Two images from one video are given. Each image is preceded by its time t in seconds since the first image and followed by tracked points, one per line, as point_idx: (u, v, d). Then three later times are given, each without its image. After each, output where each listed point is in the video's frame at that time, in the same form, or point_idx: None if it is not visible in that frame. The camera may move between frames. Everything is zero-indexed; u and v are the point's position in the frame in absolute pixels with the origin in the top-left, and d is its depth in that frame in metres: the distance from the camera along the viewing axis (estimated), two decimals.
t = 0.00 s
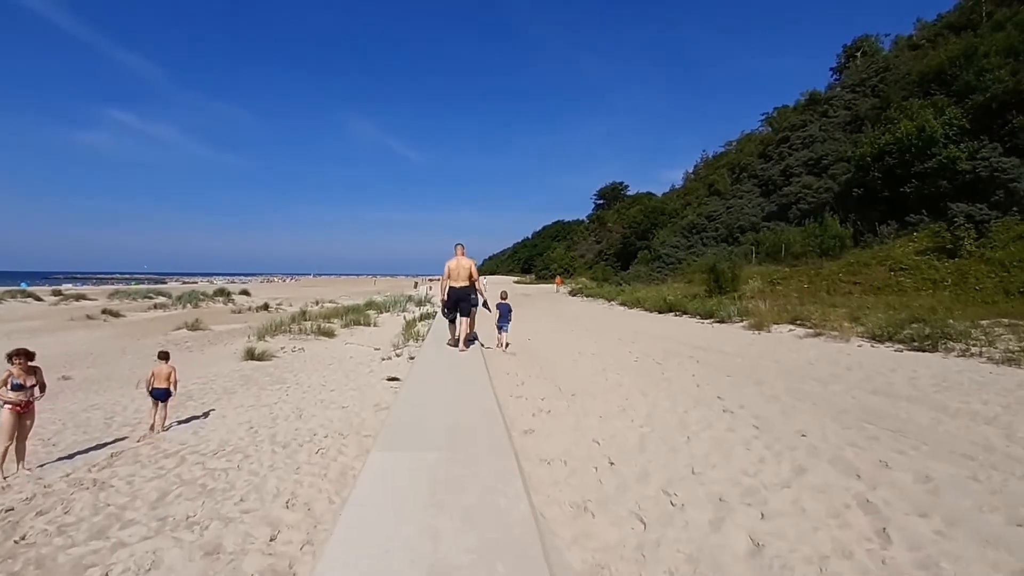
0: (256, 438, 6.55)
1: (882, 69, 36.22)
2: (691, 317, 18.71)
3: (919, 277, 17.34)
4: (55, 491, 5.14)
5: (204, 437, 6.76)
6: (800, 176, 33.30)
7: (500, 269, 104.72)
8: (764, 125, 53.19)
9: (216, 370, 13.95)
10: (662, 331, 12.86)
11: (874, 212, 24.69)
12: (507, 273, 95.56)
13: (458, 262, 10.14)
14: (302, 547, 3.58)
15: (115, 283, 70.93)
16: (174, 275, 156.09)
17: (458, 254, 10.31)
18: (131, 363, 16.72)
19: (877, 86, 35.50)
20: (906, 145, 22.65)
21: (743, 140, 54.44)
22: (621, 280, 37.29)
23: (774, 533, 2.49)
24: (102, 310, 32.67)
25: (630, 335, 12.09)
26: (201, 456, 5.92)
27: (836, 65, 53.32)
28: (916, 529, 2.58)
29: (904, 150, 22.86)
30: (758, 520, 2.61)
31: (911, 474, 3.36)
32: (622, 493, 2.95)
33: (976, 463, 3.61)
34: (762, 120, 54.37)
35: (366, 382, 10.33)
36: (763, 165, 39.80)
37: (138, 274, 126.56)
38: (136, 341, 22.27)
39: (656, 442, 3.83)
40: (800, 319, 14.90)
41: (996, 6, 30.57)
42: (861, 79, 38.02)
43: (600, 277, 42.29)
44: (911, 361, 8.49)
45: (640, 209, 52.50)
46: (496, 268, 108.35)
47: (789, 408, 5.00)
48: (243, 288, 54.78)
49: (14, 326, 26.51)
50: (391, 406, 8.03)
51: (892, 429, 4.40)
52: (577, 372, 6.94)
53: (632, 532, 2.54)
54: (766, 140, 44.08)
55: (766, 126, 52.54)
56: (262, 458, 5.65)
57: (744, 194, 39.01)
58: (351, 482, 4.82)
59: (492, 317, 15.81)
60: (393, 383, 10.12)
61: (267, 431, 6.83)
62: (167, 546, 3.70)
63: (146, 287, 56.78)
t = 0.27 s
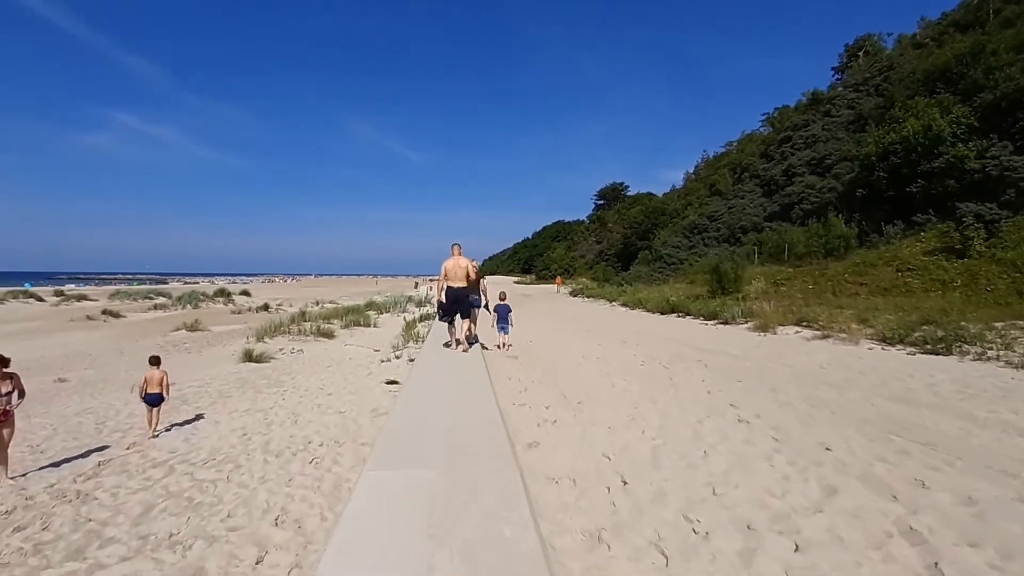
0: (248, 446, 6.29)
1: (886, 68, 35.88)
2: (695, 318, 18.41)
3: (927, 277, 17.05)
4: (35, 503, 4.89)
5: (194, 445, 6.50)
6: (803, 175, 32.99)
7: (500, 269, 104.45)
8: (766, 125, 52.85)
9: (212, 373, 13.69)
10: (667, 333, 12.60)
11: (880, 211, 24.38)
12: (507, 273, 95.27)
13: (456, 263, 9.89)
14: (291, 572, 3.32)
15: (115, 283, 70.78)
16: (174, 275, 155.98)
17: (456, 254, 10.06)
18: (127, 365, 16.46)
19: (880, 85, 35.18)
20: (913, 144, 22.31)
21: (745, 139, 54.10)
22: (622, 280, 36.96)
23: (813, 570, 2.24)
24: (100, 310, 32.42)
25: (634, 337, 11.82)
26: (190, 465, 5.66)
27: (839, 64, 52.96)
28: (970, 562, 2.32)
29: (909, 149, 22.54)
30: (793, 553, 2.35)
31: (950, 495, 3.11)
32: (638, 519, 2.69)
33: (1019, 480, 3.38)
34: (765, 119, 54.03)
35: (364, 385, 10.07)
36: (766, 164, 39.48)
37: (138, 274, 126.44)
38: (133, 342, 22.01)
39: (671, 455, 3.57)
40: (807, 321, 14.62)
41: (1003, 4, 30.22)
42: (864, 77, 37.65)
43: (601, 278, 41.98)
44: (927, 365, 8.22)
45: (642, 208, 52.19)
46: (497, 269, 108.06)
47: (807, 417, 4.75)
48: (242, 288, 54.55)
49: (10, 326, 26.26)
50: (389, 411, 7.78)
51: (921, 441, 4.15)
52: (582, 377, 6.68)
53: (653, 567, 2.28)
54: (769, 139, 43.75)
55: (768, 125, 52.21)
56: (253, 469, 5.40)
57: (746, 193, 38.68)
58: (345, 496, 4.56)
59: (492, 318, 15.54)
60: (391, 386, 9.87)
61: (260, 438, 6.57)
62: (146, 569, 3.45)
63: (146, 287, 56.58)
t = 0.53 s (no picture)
0: (237, 453, 6.02)
1: (888, 67, 35.66)
2: (697, 318, 18.15)
3: (932, 277, 16.81)
4: (7, 515, 4.61)
5: (180, 452, 6.22)
6: (804, 175, 32.77)
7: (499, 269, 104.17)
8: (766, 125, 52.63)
9: (205, 375, 13.39)
10: (670, 335, 12.34)
11: (883, 211, 24.15)
12: (506, 273, 94.97)
13: (453, 261, 9.61)
14: None
15: (112, 284, 70.34)
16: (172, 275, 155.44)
17: (453, 252, 9.79)
18: (119, 367, 16.14)
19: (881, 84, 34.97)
20: (916, 143, 22.05)
21: (745, 139, 53.87)
22: (623, 281, 36.66)
23: None
24: (95, 310, 32.04)
25: (637, 338, 11.56)
26: (175, 474, 5.38)
27: (839, 64, 52.74)
28: None
29: (913, 148, 22.29)
30: None
31: (993, 513, 2.86)
32: (656, 545, 2.44)
33: None
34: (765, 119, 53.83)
35: (360, 388, 9.80)
36: (766, 164, 39.25)
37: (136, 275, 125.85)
38: (127, 343, 21.68)
39: (685, 467, 3.32)
40: (811, 321, 14.37)
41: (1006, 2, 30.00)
42: (865, 76, 37.40)
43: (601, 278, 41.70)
44: (940, 367, 7.98)
45: (642, 208, 51.94)
46: (496, 269, 107.78)
47: (825, 424, 4.50)
48: (239, 289, 54.17)
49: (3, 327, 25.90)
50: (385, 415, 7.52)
51: (950, 451, 3.90)
52: (584, 380, 6.42)
53: None
54: (769, 139, 43.51)
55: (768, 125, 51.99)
56: (240, 478, 5.13)
57: (747, 193, 38.42)
58: (336, 507, 4.30)
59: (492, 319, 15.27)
60: (387, 389, 9.60)
61: (250, 445, 6.30)
62: None
63: (142, 288, 56.19)
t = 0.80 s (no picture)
0: (225, 466, 5.74)
1: (890, 67, 35.39)
2: (700, 321, 17.85)
3: (939, 278, 16.54)
4: None
5: (165, 465, 5.93)
6: (807, 176, 32.50)
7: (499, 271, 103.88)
8: (767, 126, 52.38)
9: (200, 380, 13.09)
10: (675, 338, 12.05)
11: (887, 212, 23.89)
12: (506, 275, 94.66)
13: (454, 265, 9.32)
14: None
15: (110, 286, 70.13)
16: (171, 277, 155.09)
17: (454, 256, 9.50)
18: (112, 372, 15.83)
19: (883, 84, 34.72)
20: (921, 143, 21.75)
21: (746, 140, 53.60)
22: (624, 282, 36.36)
23: None
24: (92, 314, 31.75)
25: (641, 342, 11.28)
26: (157, 490, 5.10)
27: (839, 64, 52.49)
28: None
29: (917, 148, 22.01)
30: None
31: None
32: None
33: None
34: (765, 120, 53.59)
35: (357, 394, 9.52)
36: (768, 165, 38.99)
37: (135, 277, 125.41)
38: (122, 347, 21.37)
39: (704, 489, 3.05)
40: (818, 324, 14.09)
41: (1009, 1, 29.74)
42: (867, 77, 37.11)
43: (602, 280, 41.43)
44: (958, 372, 7.70)
45: (642, 210, 51.67)
46: (496, 271, 107.48)
47: (849, 438, 4.22)
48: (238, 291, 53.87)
49: None
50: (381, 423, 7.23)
51: (986, 467, 3.63)
52: (589, 387, 6.13)
53: None
54: (770, 140, 43.25)
55: (769, 126, 51.74)
56: (226, 494, 4.85)
57: (749, 194, 38.15)
58: (326, 527, 4.02)
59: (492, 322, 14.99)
60: (385, 395, 9.31)
61: (239, 456, 6.01)
62: None
63: (141, 290, 55.84)
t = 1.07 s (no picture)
0: (214, 474, 5.47)
1: (893, 65, 35.08)
2: (704, 321, 17.58)
3: (947, 278, 16.27)
4: None
5: (152, 473, 5.68)
6: (810, 175, 32.22)
7: (499, 272, 103.63)
8: (769, 125, 52.08)
9: (195, 382, 12.82)
10: (680, 339, 11.79)
11: (892, 211, 23.61)
12: (506, 275, 94.37)
13: (455, 263, 9.09)
14: None
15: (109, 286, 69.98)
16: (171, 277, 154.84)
17: (456, 255, 9.28)
18: (107, 373, 15.56)
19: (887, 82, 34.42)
20: (927, 141, 21.46)
21: (747, 139, 53.30)
22: (625, 282, 36.08)
23: None
24: (89, 314, 31.52)
25: (646, 343, 11.01)
26: (141, 501, 4.84)
27: (841, 63, 52.20)
28: None
29: (923, 146, 21.74)
30: None
31: None
32: None
33: None
34: (767, 119, 53.30)
35: (354, 397, 9.27)
36: (770, 164, 38.72)
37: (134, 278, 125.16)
38: (118, 348, 21.10)
39: (728, 508, 2.79)
40: (825, 325, 13.83)
41: None
42: (870, 75, 36.80)
43: (603, 281, 41.17)
44: (975, 374, 7.44)
45: (643, 209, 51.41)
46: (496, 271, 107.22)
47: (877, 448, 3.95)
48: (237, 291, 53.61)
49: None
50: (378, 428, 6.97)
51: None
52: (595, 390, 5.86)
53: None
54: (772, 139, 42.98)
55: (770, 125, 51.44)
56: (213, 506, 4.59)
57: (751, 193, 37.89)
58: (316, 543, 3.77)
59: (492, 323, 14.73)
60: (383, 397, 9.05)
61: (229, 464, 5.76)
62: None
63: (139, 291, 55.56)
